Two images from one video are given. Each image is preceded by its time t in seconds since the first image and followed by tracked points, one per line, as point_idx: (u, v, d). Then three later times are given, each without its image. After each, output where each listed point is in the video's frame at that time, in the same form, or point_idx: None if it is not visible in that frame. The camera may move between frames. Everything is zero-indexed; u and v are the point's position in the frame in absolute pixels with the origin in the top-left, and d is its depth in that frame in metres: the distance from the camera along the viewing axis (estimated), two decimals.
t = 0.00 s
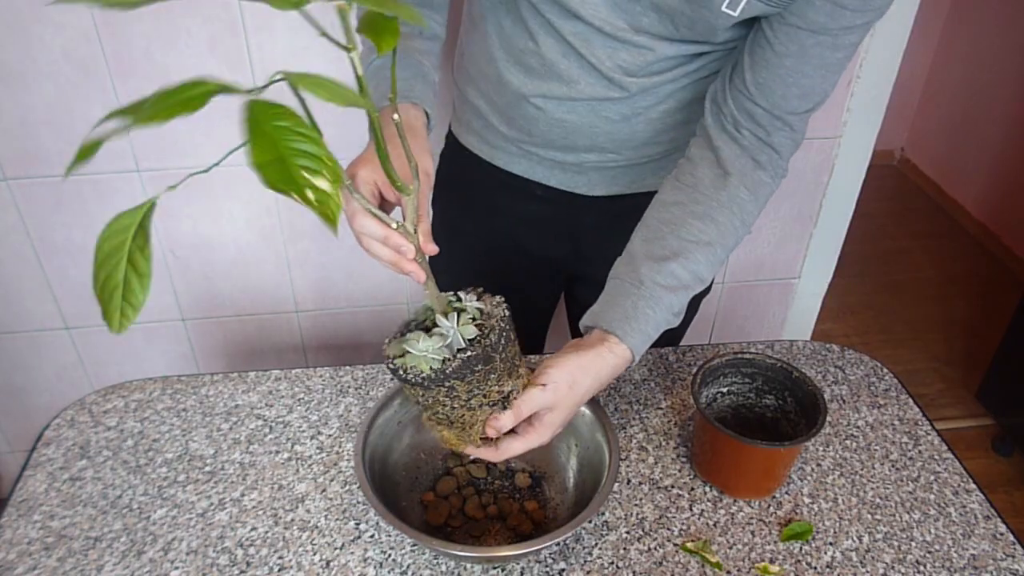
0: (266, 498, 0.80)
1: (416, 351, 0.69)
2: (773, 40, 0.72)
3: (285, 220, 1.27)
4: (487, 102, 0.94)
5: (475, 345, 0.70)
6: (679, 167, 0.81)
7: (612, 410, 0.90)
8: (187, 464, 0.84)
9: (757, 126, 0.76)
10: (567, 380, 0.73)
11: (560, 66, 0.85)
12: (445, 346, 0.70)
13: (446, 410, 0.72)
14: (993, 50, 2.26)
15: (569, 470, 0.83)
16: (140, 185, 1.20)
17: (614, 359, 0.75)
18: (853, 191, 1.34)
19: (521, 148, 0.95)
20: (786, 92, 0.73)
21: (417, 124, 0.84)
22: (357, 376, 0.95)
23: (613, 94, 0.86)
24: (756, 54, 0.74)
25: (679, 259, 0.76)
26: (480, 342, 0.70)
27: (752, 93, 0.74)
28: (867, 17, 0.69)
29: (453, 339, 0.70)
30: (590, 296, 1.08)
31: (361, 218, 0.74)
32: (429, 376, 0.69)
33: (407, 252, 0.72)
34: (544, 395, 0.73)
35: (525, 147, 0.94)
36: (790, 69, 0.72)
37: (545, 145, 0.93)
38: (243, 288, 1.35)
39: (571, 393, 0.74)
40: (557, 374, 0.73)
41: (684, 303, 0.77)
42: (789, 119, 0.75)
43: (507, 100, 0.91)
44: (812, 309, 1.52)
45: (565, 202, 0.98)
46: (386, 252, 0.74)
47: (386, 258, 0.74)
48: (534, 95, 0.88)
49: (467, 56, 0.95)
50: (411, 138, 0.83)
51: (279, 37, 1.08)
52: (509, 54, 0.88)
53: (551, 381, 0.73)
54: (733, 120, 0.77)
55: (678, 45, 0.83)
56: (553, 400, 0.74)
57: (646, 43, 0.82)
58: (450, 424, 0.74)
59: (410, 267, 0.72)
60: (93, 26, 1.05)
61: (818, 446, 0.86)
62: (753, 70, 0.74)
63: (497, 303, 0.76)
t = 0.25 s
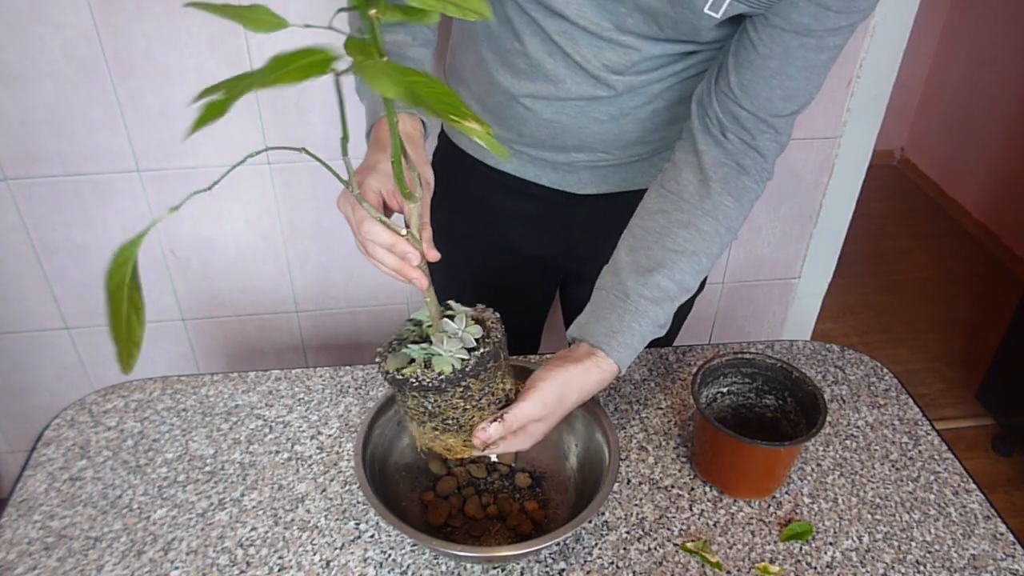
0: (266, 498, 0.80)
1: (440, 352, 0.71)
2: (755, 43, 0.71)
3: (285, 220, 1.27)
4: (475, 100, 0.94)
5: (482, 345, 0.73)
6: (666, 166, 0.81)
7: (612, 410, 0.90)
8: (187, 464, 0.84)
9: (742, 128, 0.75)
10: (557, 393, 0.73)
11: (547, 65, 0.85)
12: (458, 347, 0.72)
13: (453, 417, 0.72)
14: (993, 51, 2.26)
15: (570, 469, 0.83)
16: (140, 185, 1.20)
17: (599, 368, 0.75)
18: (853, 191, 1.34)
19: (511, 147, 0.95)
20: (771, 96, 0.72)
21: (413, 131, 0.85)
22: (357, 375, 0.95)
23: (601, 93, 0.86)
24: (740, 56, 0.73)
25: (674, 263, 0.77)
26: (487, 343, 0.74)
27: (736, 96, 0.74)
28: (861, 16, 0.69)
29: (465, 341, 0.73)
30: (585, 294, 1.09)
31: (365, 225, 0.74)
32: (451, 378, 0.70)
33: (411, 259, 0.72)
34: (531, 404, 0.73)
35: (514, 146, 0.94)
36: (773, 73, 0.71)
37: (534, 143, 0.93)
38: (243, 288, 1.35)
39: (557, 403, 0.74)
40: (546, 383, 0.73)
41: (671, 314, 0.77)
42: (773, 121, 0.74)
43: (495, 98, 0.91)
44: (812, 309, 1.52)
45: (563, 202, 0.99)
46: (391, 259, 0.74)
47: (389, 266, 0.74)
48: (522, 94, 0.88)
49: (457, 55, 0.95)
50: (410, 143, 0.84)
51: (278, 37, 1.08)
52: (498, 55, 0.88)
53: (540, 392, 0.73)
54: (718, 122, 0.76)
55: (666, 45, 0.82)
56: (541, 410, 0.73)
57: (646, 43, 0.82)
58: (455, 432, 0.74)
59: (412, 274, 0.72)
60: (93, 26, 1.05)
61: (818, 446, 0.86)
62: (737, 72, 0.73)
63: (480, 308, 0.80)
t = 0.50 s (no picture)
0: (266, 498, 0.80)
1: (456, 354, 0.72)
2: (740, 37, 0.72)
3: (285, 220, 1.27)
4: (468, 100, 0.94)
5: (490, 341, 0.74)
6: (656, 165, 0.81)
7: (612, 410, 0.90)
8: (187, 464, 0.84)
9: (730, 123, 0.75)
10: (560, 394, 0.73)
11: (536, 63, 0.85)
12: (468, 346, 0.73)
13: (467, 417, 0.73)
14: (992, 50, 2.26)
15: (570, 469, 0.83)
16: (140, 185, 1.20)
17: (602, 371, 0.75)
18: (853, 191, 1.34)
19: (505, 145, 0.95)
20: (756, 91, 0.72)
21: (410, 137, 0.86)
22: (357, 376, 0.95)
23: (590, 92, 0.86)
24: (725, 51, 0.74)
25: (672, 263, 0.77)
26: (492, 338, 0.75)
27: (723, 91, 0.74)
28: (851, 13, 0.69)
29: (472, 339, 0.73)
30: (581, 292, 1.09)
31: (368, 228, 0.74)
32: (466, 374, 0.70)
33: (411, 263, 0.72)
34: (532, 409, 0.72)
35: (506, 144, 0.94)
36: (761, 69, 0.71)
37: (525, 141, 0.93)
38: (243, 289, 1.35)
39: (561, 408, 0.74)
40: (548, 388, 0.73)
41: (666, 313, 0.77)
42: (759, 117, 0.74)
43: (486, 97, 0.91)
44: (812, 309, 1.52)
45: (556, 199, 0.98)
46: (392, 263, 0.74)
47: (391, 268, 0.74)
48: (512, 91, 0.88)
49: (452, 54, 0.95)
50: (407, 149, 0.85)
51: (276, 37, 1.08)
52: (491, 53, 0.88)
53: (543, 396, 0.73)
54: (705, 118, 0.76)
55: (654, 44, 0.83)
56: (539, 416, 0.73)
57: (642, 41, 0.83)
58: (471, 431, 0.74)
59: (413, 278, 0.72)
60: (93, 26, 1.05)
61: (818, 446, 0.86)
62: (724, 67, 0.74)
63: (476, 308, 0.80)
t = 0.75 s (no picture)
0: (266, 498, 0.80)
1: (400, 335, 0.68)
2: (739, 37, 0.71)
3: (285, 220, 1.27)
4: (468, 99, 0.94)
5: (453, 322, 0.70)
6: (657, 161, 0.81)
7: (612, 410, 0.90)
8: (187, 464, 0.84)
9: (729, 121, 0.75)
10: (562, 368, 0.74)
11: (537, 63, 0.85)
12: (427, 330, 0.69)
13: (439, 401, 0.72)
14: (993, 50, 2.26)
15: (570, 469, 0.83)
16: (140, 185, 1.20)
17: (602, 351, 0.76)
18: (853, 191, 1.34)
19: (505, 145, 0.95)
20: (756, 89, 0.72)
21: (395, 124, 0.83)
22: (357, 376, 0.95)
23: (591, 92, 0.86)
24: (725, 51, 0.73)
25: (671, 263, 0.77)
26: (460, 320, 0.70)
27: (722, 90, 0.74)
28: (850, 11, 0.69)
29: (436, 320, 0.69)
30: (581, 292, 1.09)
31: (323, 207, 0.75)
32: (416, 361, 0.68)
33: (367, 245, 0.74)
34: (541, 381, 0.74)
35: (507, 144, 0.94)
36: (760, 67, 0.71)
37: (525, 141, 0.93)
38: (243, 289, 1.35)
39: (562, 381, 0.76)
40: (553, 362, 0.74)
41: (665, 295, 0.79)
42: (759, 114, 0.74)
43: (487, 96, 0.91)
44: (813, 309, 1.52)
45: (555, 198, 0.98)
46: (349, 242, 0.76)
47: (348, 247, 0.76)
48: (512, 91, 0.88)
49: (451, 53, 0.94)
50: (390, 136, 0.82)
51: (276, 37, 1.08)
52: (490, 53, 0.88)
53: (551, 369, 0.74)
54: (706, 117, 0.76)
55: (653, 44, 0.83)
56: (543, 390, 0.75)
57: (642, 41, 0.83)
58: (452, 412, 0.73)
59: (370, 258, 0.74)
60: (93, 26, 1.05)
61: (818, 446, 0.86)
62: (724, 67, 0.73)
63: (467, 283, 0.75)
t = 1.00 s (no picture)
0: (266, 498, 0.80)
1: (397, 339, 0.68)
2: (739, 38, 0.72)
3: (285, 220, 1.27)
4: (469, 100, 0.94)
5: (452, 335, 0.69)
6: (657, 158, 0.81)
7: (612, 410, 0.90)
8: (187, 464, 0.84)
9: (729, 120, 0.75)
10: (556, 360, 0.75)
11: (539, 65, 0.85)
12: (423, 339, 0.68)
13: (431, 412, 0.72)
14: (993, 50, 2.26)
15: (569, 469, 0.83)
16: (140, 185, 1.20)
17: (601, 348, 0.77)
18: (853, 191, 1.34)
19: (505, 146, 0.95)
20: (756, 88, 0.73)
21: (413, 122, 0.83)
22: (358, 376, 0.95)
23: (593, 93, 0.86)
24: (726, 51, 0.73)
25: (672, 263, 0.77)
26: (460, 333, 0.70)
27: (723, 89, 0.74)
28: (849, 11, 0.69)
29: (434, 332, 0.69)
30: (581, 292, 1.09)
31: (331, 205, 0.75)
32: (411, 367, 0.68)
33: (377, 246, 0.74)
34: (540, 370, 0.75)
35: (507, 144, 0.94)
36: (760, 67, 0.71)
37: (526, 142, 0.93)
38: (243, 288, 1.35)
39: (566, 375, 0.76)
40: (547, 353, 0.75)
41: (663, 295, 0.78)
42: (759, 113, 0.74)
43: (489, 98, 0.91)
44: (813, 309, 1.52)
45: (555, 198, 0.99)
46: (361, 242, 0.76)
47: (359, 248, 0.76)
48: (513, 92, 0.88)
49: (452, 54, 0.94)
50: (407, 134, 0.82)
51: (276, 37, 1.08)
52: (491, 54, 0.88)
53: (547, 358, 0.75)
54: (707, 115, 0.76)
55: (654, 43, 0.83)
56: (546, 378, 0.75)
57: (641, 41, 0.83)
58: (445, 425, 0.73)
59: (379, 260, 0.74)
60: (93, 26, 1.05)
61: (818, 446, 0.86)
62: (725, 66, 0.73)
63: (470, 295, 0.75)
